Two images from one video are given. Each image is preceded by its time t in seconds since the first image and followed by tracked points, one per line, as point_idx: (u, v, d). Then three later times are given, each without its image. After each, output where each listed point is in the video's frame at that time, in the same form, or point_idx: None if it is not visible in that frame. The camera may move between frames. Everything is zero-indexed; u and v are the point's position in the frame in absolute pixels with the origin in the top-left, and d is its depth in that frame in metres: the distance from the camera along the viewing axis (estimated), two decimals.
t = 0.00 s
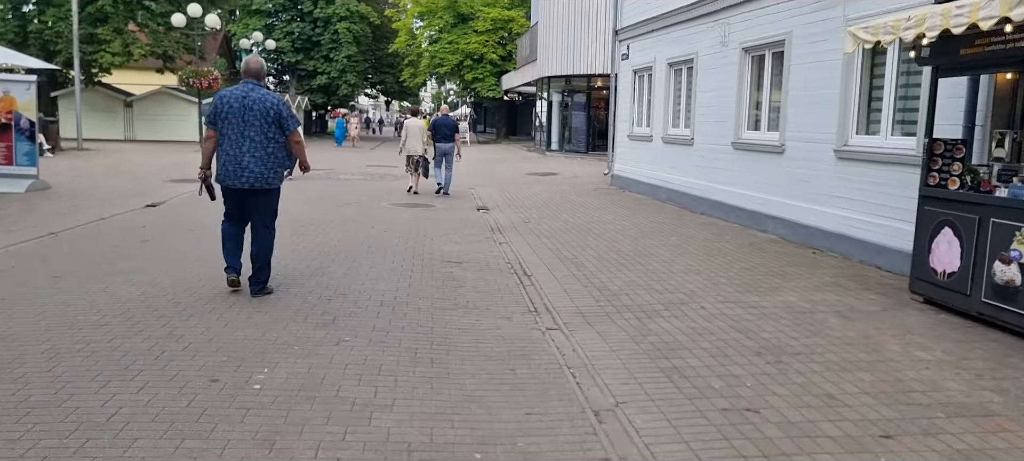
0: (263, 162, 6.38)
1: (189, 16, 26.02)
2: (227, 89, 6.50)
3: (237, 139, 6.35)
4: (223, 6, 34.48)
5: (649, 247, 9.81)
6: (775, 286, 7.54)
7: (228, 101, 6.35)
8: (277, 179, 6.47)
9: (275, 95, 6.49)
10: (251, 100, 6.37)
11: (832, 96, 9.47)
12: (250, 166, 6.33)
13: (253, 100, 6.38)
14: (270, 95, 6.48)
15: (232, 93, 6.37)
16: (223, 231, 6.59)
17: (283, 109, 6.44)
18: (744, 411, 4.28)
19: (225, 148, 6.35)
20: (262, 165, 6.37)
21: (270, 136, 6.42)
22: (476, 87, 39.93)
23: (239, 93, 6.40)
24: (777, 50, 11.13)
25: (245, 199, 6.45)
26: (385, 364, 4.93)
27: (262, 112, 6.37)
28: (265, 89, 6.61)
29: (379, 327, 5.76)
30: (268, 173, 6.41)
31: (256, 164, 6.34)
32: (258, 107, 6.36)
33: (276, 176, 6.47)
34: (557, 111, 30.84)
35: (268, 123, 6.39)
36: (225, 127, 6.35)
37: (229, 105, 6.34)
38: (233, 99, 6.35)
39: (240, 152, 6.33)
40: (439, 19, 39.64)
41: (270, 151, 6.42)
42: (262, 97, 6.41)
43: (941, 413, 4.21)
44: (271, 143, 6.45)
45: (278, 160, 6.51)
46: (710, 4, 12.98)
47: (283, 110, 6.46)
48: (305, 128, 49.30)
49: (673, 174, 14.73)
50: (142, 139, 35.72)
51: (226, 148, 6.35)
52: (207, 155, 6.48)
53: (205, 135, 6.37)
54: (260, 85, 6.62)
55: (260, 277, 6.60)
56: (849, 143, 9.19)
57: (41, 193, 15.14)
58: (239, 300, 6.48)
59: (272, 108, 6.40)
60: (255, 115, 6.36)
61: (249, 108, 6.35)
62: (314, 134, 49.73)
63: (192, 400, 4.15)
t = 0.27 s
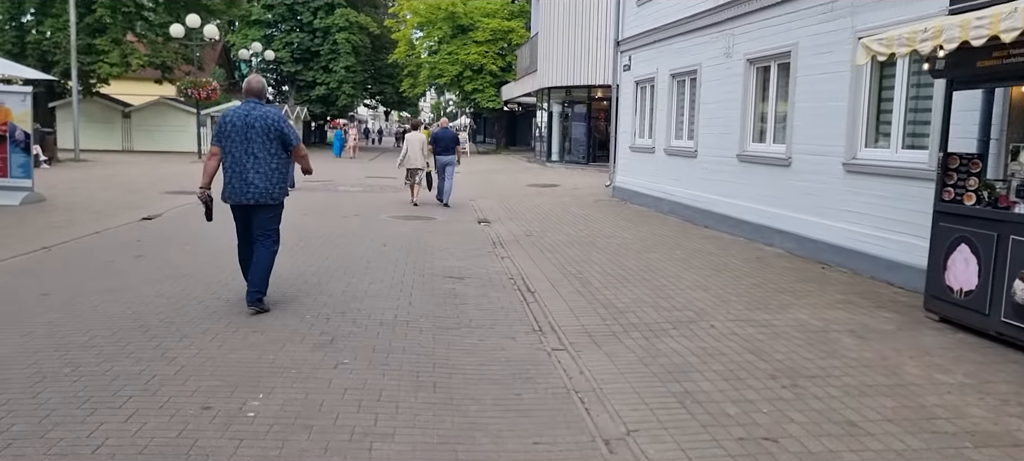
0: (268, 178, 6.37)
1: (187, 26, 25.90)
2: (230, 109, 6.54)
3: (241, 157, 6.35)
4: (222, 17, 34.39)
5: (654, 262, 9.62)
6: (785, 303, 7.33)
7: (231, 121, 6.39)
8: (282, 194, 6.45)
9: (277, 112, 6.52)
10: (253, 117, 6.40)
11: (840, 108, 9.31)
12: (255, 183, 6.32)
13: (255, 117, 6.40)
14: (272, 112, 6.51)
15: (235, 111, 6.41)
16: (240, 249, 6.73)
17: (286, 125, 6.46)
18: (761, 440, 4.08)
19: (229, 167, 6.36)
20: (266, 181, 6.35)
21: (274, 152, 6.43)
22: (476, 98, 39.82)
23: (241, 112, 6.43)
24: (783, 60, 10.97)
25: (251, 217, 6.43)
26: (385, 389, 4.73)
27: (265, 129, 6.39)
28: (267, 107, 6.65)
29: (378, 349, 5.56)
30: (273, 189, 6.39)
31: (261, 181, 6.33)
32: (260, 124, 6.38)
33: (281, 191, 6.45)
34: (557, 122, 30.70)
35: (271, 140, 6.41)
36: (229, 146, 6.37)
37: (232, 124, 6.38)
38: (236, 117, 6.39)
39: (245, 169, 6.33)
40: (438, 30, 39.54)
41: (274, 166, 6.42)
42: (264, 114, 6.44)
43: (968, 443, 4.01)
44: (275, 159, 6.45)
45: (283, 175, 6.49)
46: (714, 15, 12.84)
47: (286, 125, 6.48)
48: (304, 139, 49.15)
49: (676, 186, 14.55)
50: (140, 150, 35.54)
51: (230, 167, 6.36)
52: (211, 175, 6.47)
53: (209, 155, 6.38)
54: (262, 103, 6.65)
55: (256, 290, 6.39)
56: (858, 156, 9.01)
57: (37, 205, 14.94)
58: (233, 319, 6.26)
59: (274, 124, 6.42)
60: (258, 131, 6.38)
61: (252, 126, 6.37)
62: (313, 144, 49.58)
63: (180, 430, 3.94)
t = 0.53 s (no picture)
0: (267, 188, 6.56)
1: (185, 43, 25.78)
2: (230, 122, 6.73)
3: (240, 169, 6.54)
4: (221, 34, 34.34)
5: (658, 281, 9.40)
6: (795, 324, 7.12)
7: (230, 134, 6.58)
8: (281, 203, 6.64)
9: (274, 123, 6.68)
10: (251, 129, 6.58)
11: (846, 125, 9.15)
12: (255, 193, 6.51)
13: (253, 129, 6.58)
14: (270, 124, 6.68)
15: (233, 125, 6.60)
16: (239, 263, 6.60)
17: (282, 137, 6.63)
18: None
19: (229, 179, 6.55)
20: (265, 192, 6.54)
21: (272, 163, 6.61)
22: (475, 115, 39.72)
23: (240, 124, 6.61)
24: (787, 77, 10.81)
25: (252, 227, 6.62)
26: (382, 417, 4.49)
27: (262, 140, 6.57)
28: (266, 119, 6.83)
29: (375, 374, 5.33)
30: (272, 199, 6.58)
31: (259, 191, 6.52)
32: (258, 136, 6.57)
33: (281, 200, 6.64)
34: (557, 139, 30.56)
35: (268, 151, 6.58)
36: (229, 159, 6.55)
37: (231, 137, 6.56)
38: (235, 130, 6.57)
39: (243, 181, 6.52)
40: (437, 48, 39.48)
41: (272, 176, 6.60)
42: (261, 126, 6.61)
43: None
44: (274, 169, 6.63)
45: (282, 185, 6.68)
46: (716, 31, 12.70)
47: (282, 136, 6.65)
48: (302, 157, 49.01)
49: (678, 204, 14.35)
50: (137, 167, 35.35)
51: (230, 179, 6.54)
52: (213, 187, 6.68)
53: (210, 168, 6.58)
54: (261, 115, 6.84)
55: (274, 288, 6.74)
56: (867, 174, 8.82)
57: (30, 223, 14.72)
58: (224, 341, 6.03)
59: (271, 136, 6.60)
60: (256, 144, 6.56)
61: (250, 138, 6.55)
62: (312, 162, 49.41)
63: None
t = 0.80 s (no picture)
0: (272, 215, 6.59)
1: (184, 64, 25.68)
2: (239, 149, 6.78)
3: (247, 195, 6.56)
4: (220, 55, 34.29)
5: (661, 305, 9.19)
6: (804, 351, 6.90)
7: (240, 160, 6.61)
8: (284, 231, 6.67)
9: (283, 153, 6.74)
10: (261, 157, 6.63)
11: (852, 148, 8.99)
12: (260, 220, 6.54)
13: (262, 157, 6.64)
14: (279, 153, 6.74)
15: (244, 152, 6.64)
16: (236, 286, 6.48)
17: (290, 166, 6.68)
18: None
19: (235, 205, 6.57)
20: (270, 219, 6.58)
21: (278, 191, 6.64)
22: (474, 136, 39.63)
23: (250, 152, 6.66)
24: (791, 97, 10.65)
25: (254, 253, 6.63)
26: (375, 453, 4.26)
27: (270, 169, 6.62)
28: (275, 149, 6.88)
29: (370, 405, 5.10)
30: (276, 227, 6.62)
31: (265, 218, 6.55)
32: (267, 164, 6.62)
33: (284, 228, 6.68)
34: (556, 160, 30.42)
35: (275, 180, 6.63)
36: (237, 185, 6.58)
37: (241, 163, 6.60)
38: (244, 157, 6.62)
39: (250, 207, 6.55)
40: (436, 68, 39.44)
41: (278, 205, 6.64)
42: (271, 155, 6.67)
43: None
44: (280, 198, 6.67)
45: (286, 214, 6.72)
46: (718, 51, 12.56)
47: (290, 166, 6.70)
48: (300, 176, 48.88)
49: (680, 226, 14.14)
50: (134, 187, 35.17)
51: (237, 204, 6.57)
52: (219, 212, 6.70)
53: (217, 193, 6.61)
54: (271, 144, 6.89)
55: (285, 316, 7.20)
56: (875, 196, 8.64)
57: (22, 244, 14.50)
58: (214, 369, 5.80)
59: (279, 165, 6.64)
60: (264, 172, 6.60)
61: (259, 166, 6.60)
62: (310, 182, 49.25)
63: None
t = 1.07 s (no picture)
0: (287, 212, 6.64)
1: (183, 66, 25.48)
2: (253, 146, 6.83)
3: (262, 192, 6.60)
4: (221, 57, 34.09)
5: (669, 310, 8.98)
6: (817, 359, 6.70)
7: (254, 158, 6.66)
8: (298, 229, 6.71)
9: (297, 152, 6.81)
10: (275, 155, 6.69)
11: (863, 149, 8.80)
12: (275, 217, 6.58)
13: (277, 155, 6.69)
14: (293, 152, 6.80)
15: (258, 149, 6.69)
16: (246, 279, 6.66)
17: (304, 165, 6.75)
18: None
19: (250, 201, 6.60)
20: (285, 216, 6.63)
21: (293, 189, 6.70)
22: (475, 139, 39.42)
23: (264, 150, 6.71)
24: (800, 98, 10.45)
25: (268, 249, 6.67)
26: None
27: (285, 167, 6.67)
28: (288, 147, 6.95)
29: (370, 415, 4.90)
30: (291, 224, 6.66)
31: (280, 215, 6.60)
32: (281, 162, 6.67)
33: (299, 225, 6.72)
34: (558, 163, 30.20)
35: (290, 177, 6.68)
36: (251, 182, 6.63)
37: (255, 161, 6.64)
38: (259, 155, 6.67)
39: (265, 204, 6.58)
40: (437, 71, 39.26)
41: (293, 202, 6.69)
42: (285, 153, 6.72)
43: None
44: (294, 197, 6.73)
45: (299, 213, 6.79)
46: (725, 52, 12.36)
47: (305, 165, 6.77)
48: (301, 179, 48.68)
49: (685, 229, 13.93)
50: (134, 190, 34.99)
51: (251, 201, 6.60)
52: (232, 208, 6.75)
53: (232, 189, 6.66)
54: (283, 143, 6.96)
55: (285, 322, 7.00)
56: (887, 199, 8.45)
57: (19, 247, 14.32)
58: (209, 377, 5.61)
59: (294, 163, 6.70)
60: (279, 169, 6.65)
61: (274, 164, 6.64)
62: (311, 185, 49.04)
63: None
